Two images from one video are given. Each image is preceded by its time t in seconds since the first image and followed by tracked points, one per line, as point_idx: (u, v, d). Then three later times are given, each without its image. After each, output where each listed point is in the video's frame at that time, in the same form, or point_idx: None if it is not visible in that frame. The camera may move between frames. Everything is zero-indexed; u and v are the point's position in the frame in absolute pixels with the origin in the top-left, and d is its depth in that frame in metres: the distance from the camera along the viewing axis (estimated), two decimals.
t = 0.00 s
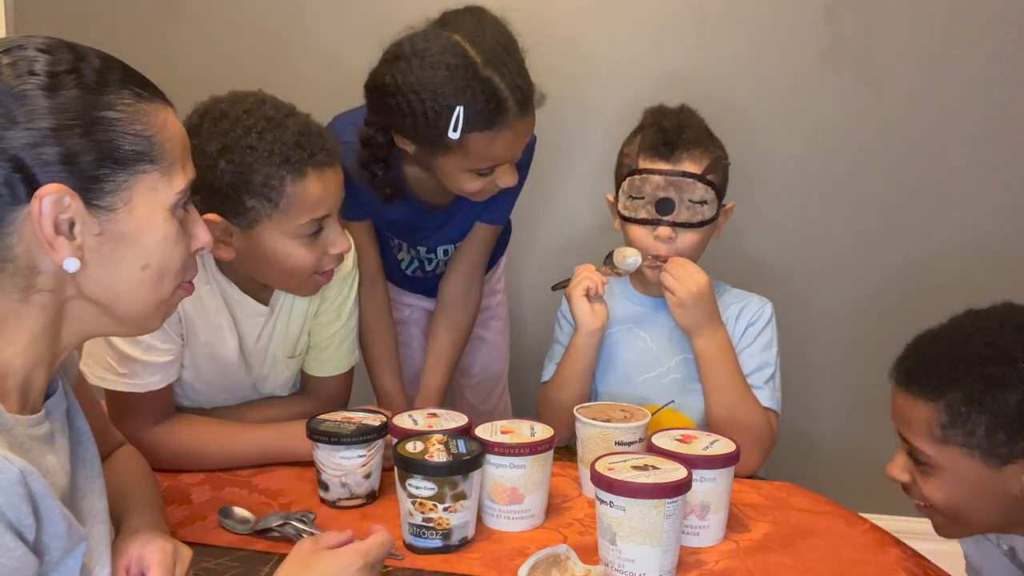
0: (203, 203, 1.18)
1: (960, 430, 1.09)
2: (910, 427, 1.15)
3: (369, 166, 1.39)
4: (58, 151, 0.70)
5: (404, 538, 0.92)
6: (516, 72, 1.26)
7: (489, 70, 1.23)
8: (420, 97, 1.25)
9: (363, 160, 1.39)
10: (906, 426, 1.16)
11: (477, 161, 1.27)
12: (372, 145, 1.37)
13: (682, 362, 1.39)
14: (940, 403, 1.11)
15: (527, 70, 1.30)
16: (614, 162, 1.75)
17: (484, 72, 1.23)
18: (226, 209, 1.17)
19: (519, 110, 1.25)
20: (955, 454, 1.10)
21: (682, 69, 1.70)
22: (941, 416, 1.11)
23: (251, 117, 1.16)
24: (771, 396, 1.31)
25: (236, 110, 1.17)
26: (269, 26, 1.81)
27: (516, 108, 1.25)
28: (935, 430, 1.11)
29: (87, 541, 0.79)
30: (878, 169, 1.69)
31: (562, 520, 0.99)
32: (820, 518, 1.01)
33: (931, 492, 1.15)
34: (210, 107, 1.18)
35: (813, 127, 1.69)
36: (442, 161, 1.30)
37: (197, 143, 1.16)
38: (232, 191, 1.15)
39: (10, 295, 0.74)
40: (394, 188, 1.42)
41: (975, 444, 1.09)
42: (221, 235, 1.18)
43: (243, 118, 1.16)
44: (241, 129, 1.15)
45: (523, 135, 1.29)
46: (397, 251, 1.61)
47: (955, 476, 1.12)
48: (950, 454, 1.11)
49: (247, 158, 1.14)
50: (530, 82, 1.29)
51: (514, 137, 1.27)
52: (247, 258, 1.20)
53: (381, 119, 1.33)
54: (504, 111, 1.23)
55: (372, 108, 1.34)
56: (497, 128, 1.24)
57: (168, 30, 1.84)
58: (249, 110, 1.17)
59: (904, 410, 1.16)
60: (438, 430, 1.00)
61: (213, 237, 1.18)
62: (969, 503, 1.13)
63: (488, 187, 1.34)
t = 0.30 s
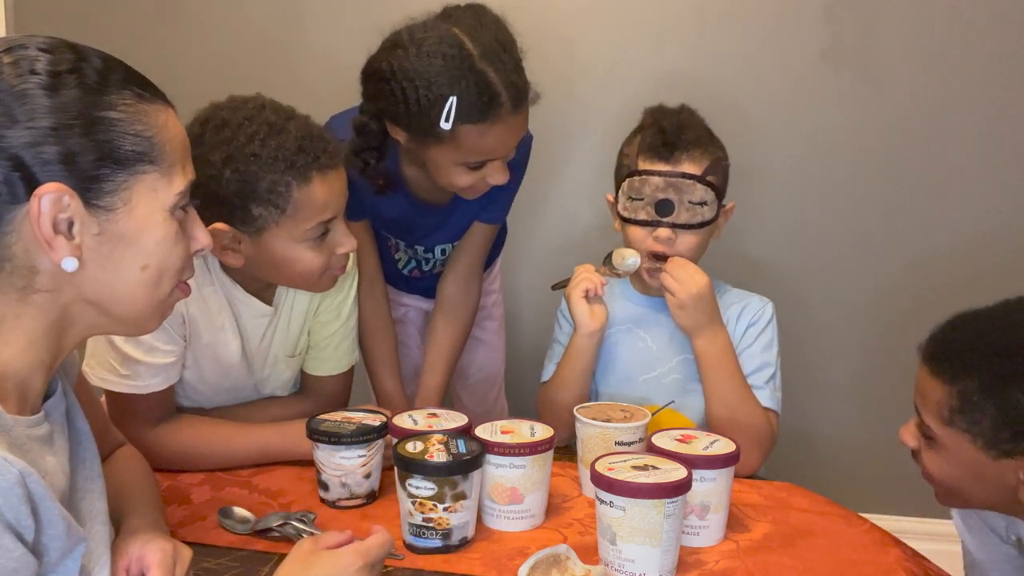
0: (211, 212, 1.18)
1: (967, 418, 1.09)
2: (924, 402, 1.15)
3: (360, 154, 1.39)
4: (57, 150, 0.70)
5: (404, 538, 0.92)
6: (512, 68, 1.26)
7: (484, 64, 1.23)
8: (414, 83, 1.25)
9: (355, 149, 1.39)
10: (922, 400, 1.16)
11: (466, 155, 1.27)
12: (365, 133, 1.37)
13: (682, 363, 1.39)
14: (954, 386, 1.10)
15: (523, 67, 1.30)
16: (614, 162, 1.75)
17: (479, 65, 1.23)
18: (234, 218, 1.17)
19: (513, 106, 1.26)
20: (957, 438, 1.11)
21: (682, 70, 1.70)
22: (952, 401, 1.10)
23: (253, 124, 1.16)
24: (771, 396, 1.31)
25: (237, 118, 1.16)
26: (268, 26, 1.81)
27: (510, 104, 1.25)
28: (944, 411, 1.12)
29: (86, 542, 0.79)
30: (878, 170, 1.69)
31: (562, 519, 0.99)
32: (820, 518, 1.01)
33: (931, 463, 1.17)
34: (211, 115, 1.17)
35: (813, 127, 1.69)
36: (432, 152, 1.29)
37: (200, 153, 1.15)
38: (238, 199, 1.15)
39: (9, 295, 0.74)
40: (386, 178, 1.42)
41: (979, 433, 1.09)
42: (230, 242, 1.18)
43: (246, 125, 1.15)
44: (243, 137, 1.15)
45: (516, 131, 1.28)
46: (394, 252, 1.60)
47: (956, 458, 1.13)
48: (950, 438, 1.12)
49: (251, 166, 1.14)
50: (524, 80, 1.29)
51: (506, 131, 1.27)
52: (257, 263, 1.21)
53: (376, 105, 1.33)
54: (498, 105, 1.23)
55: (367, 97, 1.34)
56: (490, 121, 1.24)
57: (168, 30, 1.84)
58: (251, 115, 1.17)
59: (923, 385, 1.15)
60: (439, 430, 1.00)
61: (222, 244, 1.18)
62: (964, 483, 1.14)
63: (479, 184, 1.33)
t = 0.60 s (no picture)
0: (215, 181, 1.18)
1: (978, 384, 1.12)
2: (932, 367, 1.18)
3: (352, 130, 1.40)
4: (58, 150, 0.70)
5: (404, 539, 0.92)
6: (507, 63, 1.27)
7: (477, 53, 1.25)
8: (408, 56, 1.27)
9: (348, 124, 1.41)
10: (929, 366, 1.19)
11: (444, 141, 1.27)
12: (361, 109, 1.39)
13: (682, 363, 1.39)
14: (969, 353, 1.13)
15: (520, 65, 1.31)
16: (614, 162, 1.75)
17: (472, 53, 1.25)
18: (237, 187, 1.17)
19: (496, 99, 1.25)
20: (965, 405, 1.14)
21: (682, 70, 1.70)
22: (964, 366, 1.13)
23: (259, 96, 1.16)
24: (771, 396, 1.31)
25: (244, 90, 1.17)
26: (267, 26, 1.81)
27: (493, 96, 1.25)
28: (955, 377, 1.14)
29: (86, 543, 0.79)
30: (878, 170, 1.69)
31: (562, 520, 0.99)
32: (820, 519, 1.01)
33: (929, 428, 1.21)
34: (218, 89, 1.18)
35: (813, 127, 1.69)
36: (417, 135, 1.31)
37: (206, 122, 1.16)
38: (242, 167, 1.15)
39: (8, 295, 0.73)
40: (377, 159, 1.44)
41: (988, 401, 1.12)
42: (232, 214, 1.18)
43: (253, 96, 1.16)
44: (249, 108, 1.15)
45: (500, 126, 1.28)
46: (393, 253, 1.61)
47: (958, 424, 1.16)
48: (959, 405, 1.15)
49: (256, 135, 1.14)
50: (517, 78, 1.30)
51: (485, 123, 1.26)
52: (257, 237, 1.20)
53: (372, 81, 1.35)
54: (479, 93, 1.24)
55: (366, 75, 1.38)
56: (469, 108, 1.24)
57: (168, 30, 1.84)
58: (256, 89, 1.17)
59: (932, 350, 1.18)
60: (438, 430, 1.00)
61: (224, 216, 1.18)
62: (961, 450, 1.18)
63: (458, 179, 1.32)
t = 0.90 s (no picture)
0: (213, 178, 1.18)
1: (935, 333, 1.01)
2: (894, 309, 1.08)
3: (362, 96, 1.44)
4: (57, 149, 0.70)
5: (404, 538, 0.92)
6: (479, 40, 1.27)
7: (451, 23, 1.27)
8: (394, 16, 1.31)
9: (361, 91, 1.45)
10: (892, 308, 1.09)
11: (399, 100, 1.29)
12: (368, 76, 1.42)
13: (681, 364, 1.39)
14: (933, 302, 1.02)
15: (501, 51, 1.31)
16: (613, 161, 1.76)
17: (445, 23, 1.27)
18: (237, 185, 1.17)
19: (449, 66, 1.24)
20: (916, 354, 1.04)
21: (682, 70, 1.70)
22: (923, 312, 1.03)
23: (259, 95, 1.16)
24: (770, 396, 1.31)
25: (245, 89, 1.16)
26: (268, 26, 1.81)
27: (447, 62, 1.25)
28: (910, 324, 1.05)
29: (84, 543, 0.79)
30: (878, 170, 1.69)
31: (562, 520, 0.99)
32: (821, 519, 1.01)
33: (876, 373, 1.11)
34: (221, 87, 1.18)
35: (813, 126, 1.69)
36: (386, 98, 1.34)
37: (207, 120, 1.15)
38: (242, 165, 1.15)
39: (7, 295, 0.73)
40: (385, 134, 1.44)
41: (939, 353, 1.01)
42: (232, 212, 1.18)
43: (253, 95, 1.15)
44: (249, 106, 1.15)
45: (452, 97, 1.25)
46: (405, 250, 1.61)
47: (907, 373, 1.06)
48: (910, 353, 1.05)
49: (256, 133, 1.14)
50: (492, 64, 1.29)
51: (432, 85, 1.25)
52: (257, 235, 1.20)
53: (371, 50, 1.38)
54: (434, 53, 1.25)
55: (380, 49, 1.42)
56: (422, 67, 1.25)
57: (168, 30, 1.84)
58: (257, 88, 1.17)
59: (899, 294, 1.08)
60: (439, 430, 1.00)
61: (224, 214, 1.18)
62: (907, 402, 1.08)
63: (409, 144, 1.32)
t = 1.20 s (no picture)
0: (213, 179, 1.19)
1: (891, 349, 0.98)
2: (859, 319, 1.04)
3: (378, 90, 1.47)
4: (56, 149, 0.70)
5: (404, 538, 0.92)
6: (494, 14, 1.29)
7: None
8: None
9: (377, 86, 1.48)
10: (855, 320, 1.05)
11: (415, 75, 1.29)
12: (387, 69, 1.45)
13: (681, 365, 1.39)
14: (889, 318, 0.98)
15: (515, 28, 1.33)
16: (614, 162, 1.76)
17: None
18: (234, 187, 1.17)
19: (467, 32, 1.26)
20: (873, 365, 1.01)
21: (682, 70, 1.70)
22: (884, 326, 0.99)
23: (258, 97, 1.16)
24: (768, 398, 1.30)
25: (245, 91, 1.17)
26: (269, 26, 1.81)
27: (465, 28, 1.26)
28: (871, 337, 1.01)
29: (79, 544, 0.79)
30: (878, 170, 1.69)
31: (563, 520, 0.99)
32: (820, 519, 1.01)
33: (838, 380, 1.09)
34: (221, 88, 1.18)
35: (814, 126, 1.69)
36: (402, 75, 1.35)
37: (206, 121, 1.16)
38: (239, 166, 1.15)
39: (4, 294, 0.73)
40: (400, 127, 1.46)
41: (895, 367, 0.97)
42: (230, 214, 1.19)
43: (253, 97, 1.16)
44: (248, 107, 1.15)
45: (470, 63, 1.26)
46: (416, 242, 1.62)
47: (863, 383, 1.03)
48: (866, 365, 1.02)
49: (253, 135, 1.14)
50: (506, 45, 1.31)
51: (451, 49, 1.26)
52: (254, 237, 1.21)
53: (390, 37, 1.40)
54: (452, 22, 1.26)
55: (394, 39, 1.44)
56: (439, 33, 1.26)
57: (169, 31, 1.85)
58: (257, 89, 1.17)
59: (863, 306, 1.04)
60: (438, 430, 1.00)
61: (222, 215, 1.19)
62: (866, 413, 1.05)
63: (424, 117, 1.32)
